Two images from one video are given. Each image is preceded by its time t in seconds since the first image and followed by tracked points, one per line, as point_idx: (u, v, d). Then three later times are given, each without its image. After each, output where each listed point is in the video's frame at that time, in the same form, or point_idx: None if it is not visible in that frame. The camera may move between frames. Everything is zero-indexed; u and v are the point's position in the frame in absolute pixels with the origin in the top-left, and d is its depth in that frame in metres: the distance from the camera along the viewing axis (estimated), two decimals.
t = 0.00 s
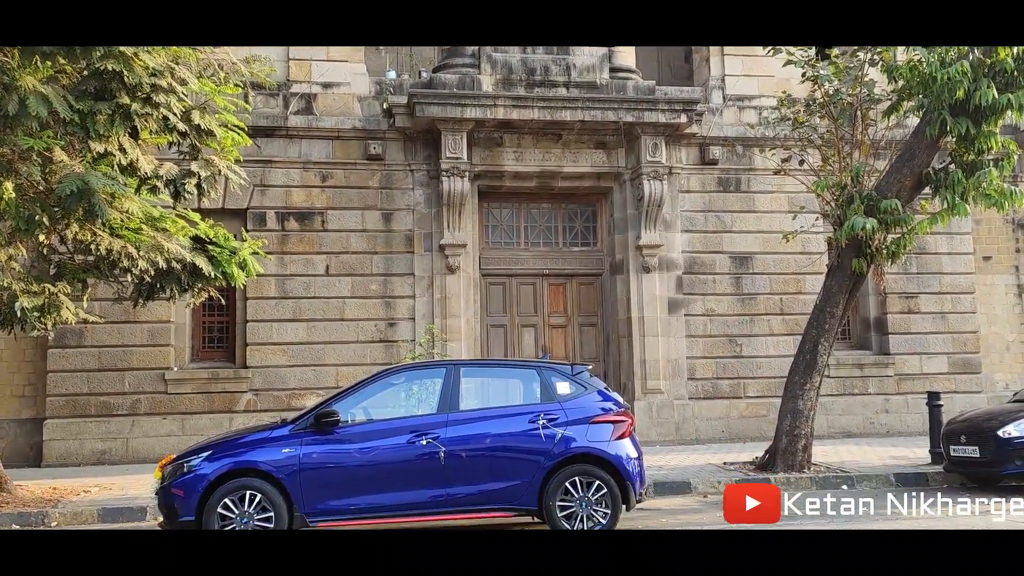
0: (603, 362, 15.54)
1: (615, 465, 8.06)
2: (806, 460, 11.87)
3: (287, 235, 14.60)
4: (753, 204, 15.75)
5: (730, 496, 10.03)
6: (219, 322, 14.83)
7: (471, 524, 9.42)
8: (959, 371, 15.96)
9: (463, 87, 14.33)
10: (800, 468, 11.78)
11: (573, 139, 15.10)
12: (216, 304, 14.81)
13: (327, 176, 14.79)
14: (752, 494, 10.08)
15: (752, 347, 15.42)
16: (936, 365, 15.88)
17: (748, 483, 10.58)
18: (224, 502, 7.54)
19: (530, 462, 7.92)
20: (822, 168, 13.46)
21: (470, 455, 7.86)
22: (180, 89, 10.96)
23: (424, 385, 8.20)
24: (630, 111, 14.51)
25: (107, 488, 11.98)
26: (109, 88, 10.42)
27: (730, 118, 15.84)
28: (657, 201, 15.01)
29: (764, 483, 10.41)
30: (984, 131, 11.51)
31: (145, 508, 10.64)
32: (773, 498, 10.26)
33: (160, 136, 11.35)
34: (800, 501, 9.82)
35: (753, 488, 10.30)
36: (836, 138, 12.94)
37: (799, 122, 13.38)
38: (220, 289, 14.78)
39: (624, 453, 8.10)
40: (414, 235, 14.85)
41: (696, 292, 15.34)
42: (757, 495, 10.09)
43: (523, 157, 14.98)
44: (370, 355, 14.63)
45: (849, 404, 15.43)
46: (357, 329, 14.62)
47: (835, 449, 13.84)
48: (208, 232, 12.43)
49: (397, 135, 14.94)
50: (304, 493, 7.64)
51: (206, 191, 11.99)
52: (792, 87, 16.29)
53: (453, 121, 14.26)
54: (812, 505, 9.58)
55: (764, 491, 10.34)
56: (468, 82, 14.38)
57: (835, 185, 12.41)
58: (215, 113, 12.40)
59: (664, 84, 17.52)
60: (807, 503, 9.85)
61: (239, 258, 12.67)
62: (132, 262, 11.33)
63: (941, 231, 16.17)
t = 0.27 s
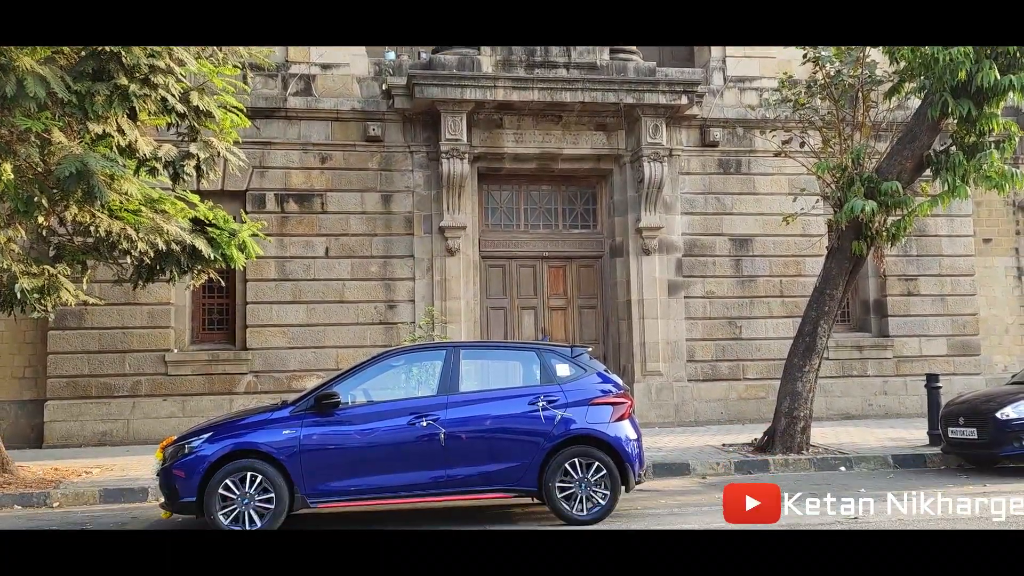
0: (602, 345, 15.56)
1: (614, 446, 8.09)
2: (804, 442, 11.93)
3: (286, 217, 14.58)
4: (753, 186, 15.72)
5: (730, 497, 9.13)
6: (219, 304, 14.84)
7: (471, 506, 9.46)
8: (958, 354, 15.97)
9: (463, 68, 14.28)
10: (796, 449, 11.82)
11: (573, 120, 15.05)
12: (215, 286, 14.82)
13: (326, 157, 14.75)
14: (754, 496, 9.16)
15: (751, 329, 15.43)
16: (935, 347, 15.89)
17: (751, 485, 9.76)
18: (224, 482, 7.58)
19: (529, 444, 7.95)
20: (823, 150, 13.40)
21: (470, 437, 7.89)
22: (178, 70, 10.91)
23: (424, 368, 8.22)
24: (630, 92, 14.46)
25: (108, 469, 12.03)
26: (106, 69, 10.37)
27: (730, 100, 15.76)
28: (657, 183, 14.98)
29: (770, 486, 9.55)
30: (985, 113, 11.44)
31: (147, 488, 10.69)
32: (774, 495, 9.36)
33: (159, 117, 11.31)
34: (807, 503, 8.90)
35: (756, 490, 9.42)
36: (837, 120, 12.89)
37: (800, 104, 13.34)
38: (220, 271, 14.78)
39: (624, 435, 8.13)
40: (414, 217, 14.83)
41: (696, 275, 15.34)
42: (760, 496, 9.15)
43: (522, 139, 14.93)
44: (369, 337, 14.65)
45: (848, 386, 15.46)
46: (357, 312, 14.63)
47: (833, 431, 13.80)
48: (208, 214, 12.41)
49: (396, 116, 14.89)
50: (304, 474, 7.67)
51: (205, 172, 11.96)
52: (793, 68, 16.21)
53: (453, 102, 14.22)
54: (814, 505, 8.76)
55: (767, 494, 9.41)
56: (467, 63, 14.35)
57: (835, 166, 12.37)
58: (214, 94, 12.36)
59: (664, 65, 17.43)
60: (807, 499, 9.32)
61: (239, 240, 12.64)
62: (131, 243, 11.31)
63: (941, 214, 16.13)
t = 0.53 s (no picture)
0: (602, 327, 15.58)
1: (613, 428, 8.11)
2: (802, 424, 11.97)
3: (285, 199, 14.56)
4: (754, 168, 15.68)
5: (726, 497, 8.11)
6: (218, 286, 14.84)
7: (470, 487, 9.48)
8: (957, 336, 15.99)
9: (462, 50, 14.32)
10: (794, 431, 11.86)
11: (573, 102, 15.00)
12: (215, 269, 14.82)
13: (326, 139, 14.70)
14: (754, 496, 8.13)
15: (751, 311, 15.44)
16: (934, 330, 15.91)
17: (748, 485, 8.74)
18: (225, 464, 7.60)
19: (529, 426, 7.96)
20: (823, 132, 13.35)
21: (469, 419, 7.90)
22: (176, 53, 11.06)
23: (423, 351, 8.22)
24: (629, 74, 14.44)
25: (109, 451, 12.08)
26: (104, 50, 10.34)
27: (731, 82, 15.69)
28: (658, 166, 14.96)
29: (771, 485, 8.50)
30: (986, 95, 11.36)
31: (148, 470, 10.73)
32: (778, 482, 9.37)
33: (157, 99, 11.28)
34: (809, 496, 8.41)
35: (756, 489, 8.36)
36: (838, 102, 12.84)
37: (800, 86, 13.28)
38: (219, 253, 14.78)
39: (623, 417, 8.15)
40: (413, 200, 14.81)
41: (696, 257, 15.33)
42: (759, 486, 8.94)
43: (522, 121, 14.88)
44: (369, 319, 14.66)
45: (846, 368, 15.48)
46: (356, 294, 14.64)
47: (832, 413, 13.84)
48: (207, 196, 12.37)
49: (395, 98, 14.84)
50: (305, 456, 7.69)
51: (203, 155, 11.94)
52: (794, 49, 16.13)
53: (452, 84, 14.19)
54: (816, 496, 8.41)
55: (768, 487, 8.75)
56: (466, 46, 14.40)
57: (835, 148, 12.34)
58: (212, 75, 12.31)
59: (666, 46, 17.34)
60: (806, 481, 9.34)
61: (238, 222, 12.62)
62: (130, 225, 11.32)
63: (942, 196, 16.10)
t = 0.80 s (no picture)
0: (602, 310, 15.59)
1: (612, 411, 8.13)
2: (801, 406, 12.00)
3: (284, 181, 14.52)
4: (754, 151, 15.63)
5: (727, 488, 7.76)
6: (217, 269, 14.83)
7: (469, 469, 9.52)
8: (957, 319, 16.01)
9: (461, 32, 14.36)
10: (792, 413, 11.90)
11: (573, 83, 14.92)
12: (214, 251, 14.81)
13: (324, 121, 14.64)
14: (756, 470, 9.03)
15: (750, 294, 15.44)
16: (933, 313, 15.92)
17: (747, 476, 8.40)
18: (225, 446, 7.63)
19: (528, 408, 7.99)
20: (824, 114, 13.28)
21: (469, 401, 7.92)
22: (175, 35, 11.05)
23: (423, 333, 8.23)
24: (629, 55, 14.39)
25: (110, 432, 12.11)
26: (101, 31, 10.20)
27: (731, 63, 15.60)
28: (658, 148, 14.92)
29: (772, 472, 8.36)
30: (988, 76, 11.19)
31: (149, 451, 10.77)
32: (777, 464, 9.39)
33: (154, 80, 11.20)
34: (807, 478, 8.43)
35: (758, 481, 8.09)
36: (839, 84, 12.77)
37: (801, 67, 13.20)
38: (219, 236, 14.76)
39: (622, 399, 8.17)
40: (412, 181, 14.76)
41: (695, 240, 15.31)
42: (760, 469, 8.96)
43: (522, 103, 14.81)
44: (368, 302, 14.67)
45: (845, 350, 15.50)
46: (356, 277, 14.63)
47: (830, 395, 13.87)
48: (205, 178, 12.31)
49: (394, 79, 14.76)
50: (305, 438, 7.72)
51: (201, 136, 11.89)
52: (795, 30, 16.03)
53: (451, 65, 14.12)
54: (814, 479, 8.44)
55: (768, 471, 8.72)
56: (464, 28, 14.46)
57: (835, 131, 12.29)
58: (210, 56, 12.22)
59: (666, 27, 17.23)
60: (805, 463, 9.38)
61: (236, 204, 12.56)
62: (128, 208, 11.30)
63: (942, 178, 16.06)
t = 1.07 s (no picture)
0: (601, 292, 15.59)
1: (611, 393, 8.15)
2: (800, 388, 12.02)
3: (283, 162, 14.48)
4: (754, 133, 15.57)
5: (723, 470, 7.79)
6: (217, 251, 14.82)
7: (468, 450, 9.55)
8: (956, 301, 16.01)
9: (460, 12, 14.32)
10: (791, 395, 11.92)
11: (573, 65, 14.84)
12: (213, 234, 14.79)
13: (323, 103, 14.57)
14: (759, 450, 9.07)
15: (750, 277, 15.43)
16: (932, 295, 15.91)
17: (746, 458, 8.41)
18: (225, 428, 7.65)
19: (527, 390, 8.00)
20: (824, 96, 13.21)
21: (468, 383, 7.93)
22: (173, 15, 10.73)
23: (422, 316, 8.22)
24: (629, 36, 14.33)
25: (110, 414, 12.14)
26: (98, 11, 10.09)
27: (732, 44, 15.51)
28: (658, 130, 14.88)
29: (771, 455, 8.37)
30: (989, 56, 10.89)
31: (149, 433, 10.80)
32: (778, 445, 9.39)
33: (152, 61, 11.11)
34: (805, 460, 8.46)
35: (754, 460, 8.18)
36: (839, 65, 12.70)
37: (802, 49, 13.13)
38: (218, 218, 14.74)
39: (621, 382, 8.18)
40: (411, 163, 14.72)
41: (695, 223, 15.28)
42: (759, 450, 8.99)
43: (521, 85, 14.75)
44: (367, 284, 14.67)
45: (844, 333, 15.51)
46: (355, 259, 14.62)
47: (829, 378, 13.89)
48: (203, 160, 12.24)
49: (392, 61, 14.68)
50: (305, 419, 7.73)
51: (199, 118, 11.82)
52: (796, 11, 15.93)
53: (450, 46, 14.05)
54: (812, 460, 8.46)
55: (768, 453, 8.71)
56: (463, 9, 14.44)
57: (836, 112, 12.23)
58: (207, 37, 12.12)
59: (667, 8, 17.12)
60: (803, 444, 9.40)
61: (235, 186, 12.51)
62: (127, 189, 11.27)
63: (942, 160, 16.01)
